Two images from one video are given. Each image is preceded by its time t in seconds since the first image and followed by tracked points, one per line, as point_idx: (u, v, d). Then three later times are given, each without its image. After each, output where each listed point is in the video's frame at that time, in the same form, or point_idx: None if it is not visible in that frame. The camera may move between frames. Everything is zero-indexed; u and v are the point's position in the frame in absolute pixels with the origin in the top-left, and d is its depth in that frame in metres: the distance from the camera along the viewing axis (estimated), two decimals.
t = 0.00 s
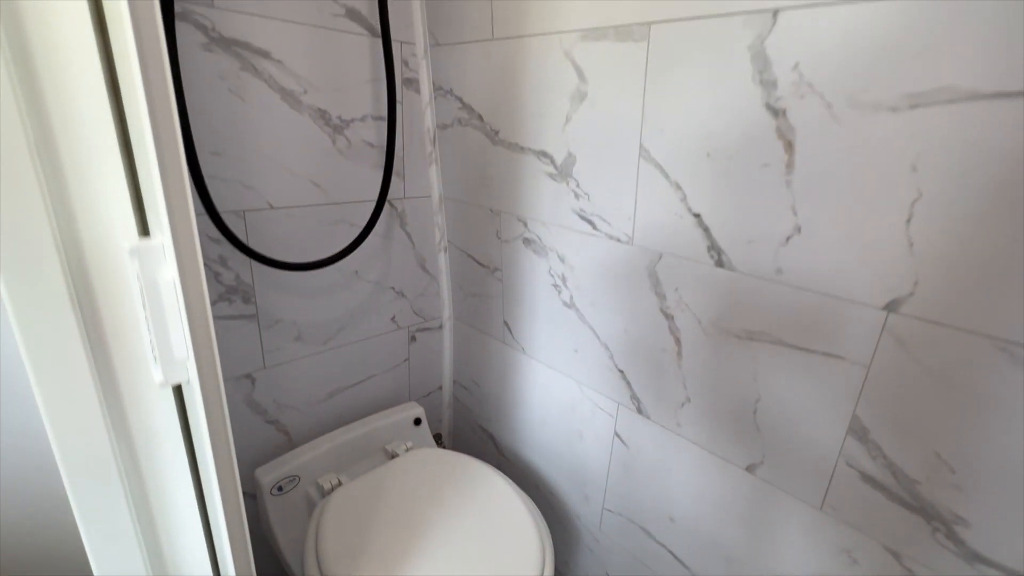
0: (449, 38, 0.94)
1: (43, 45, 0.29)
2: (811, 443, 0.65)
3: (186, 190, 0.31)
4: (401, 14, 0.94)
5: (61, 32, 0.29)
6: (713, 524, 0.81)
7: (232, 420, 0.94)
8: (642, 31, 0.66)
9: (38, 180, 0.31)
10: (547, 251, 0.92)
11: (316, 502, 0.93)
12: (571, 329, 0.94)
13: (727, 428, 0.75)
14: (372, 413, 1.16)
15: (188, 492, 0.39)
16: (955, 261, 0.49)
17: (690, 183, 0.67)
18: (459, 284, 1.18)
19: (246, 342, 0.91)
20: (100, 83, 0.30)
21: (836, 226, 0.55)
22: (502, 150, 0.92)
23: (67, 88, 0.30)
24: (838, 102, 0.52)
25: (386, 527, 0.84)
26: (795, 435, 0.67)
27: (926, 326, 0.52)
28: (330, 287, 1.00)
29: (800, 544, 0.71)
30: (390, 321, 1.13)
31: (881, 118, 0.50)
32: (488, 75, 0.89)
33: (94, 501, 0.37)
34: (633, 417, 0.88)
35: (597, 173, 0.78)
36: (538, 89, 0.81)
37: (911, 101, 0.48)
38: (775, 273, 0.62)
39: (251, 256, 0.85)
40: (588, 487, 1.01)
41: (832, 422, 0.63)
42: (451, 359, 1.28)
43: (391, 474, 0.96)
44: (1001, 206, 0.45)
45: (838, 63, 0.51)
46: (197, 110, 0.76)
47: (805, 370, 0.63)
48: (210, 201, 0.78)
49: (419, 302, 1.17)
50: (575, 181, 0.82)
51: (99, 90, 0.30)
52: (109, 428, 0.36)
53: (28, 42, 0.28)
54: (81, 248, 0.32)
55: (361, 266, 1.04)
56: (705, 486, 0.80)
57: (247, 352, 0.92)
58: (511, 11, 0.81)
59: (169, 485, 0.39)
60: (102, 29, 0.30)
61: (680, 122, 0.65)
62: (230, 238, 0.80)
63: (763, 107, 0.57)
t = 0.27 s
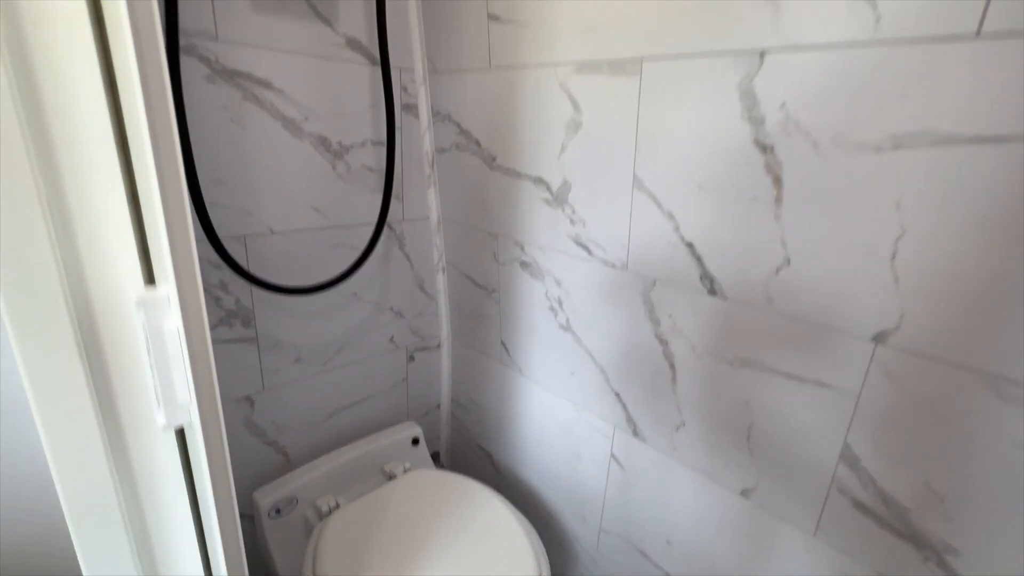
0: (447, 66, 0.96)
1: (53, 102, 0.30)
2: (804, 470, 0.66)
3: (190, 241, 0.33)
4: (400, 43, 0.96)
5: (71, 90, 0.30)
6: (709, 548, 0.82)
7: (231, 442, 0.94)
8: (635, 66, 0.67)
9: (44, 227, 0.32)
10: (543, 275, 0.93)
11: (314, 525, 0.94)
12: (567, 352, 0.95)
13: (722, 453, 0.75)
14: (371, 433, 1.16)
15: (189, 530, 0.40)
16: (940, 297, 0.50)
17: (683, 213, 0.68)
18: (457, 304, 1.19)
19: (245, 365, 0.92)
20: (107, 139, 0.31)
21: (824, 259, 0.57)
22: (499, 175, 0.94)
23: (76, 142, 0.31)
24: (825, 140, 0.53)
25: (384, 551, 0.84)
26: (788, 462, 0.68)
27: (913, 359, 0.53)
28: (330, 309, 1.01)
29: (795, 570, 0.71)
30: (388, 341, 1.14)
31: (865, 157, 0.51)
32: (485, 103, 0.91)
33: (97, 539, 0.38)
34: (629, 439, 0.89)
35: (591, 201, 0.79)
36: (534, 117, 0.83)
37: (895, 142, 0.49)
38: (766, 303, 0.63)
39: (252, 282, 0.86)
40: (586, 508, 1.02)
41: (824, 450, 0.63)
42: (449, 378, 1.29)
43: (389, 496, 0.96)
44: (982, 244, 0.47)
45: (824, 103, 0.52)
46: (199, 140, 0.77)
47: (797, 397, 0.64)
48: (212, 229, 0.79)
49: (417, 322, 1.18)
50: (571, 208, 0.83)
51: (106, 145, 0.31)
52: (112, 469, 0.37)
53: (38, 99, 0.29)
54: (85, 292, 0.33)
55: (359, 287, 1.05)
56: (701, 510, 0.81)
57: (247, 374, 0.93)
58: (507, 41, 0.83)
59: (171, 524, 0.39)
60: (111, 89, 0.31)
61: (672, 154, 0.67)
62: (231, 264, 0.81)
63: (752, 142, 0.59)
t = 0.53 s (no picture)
0: (447, 97, 0.99)
1: (76, 168, 0.32)
2: (798, 499, 0.67)
3: (199, 293, 0.34)
4: (401, 75, 0.99)
5: (92, 157, 0.32)
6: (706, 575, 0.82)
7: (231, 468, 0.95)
8: (629, 104, 0.69)
9: (65, 280, 0.34)
10: (541, 301, 0.94)
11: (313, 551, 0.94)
12: (565, 377, 0.96)
13: (718, 481, 0.76)
14: (370, 456, 1.17)
15: (192, 569, 0.41)
16: (925, 334, 0.51)
17: (677, 246, 0.70)
18: (456, 327, 1.20)
19: (247, 391, 0.93)
20: (124, 199, 0.33)
21: (814, 294, 0.58)
22: (498, 204, 0.96)
23: (95, 202, 0.33)
24: (811, 181, 0.55)
25: None
26: (783, 491, 0.68)
27: (901, 394, 0.54)
28: (331, 334, 1.03)
29: None
30: (388, 364, 1.15)
31: (851, 199, 0.53)
32: (484, 134, 0.93)
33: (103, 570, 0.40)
34: (626, 465, 0.90)
35: (588, 231, 0.81)
36: (532, 149, 0.85)
37: (878, 186, 0.51)
38: (759, 335, 0.65)
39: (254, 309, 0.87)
40: (584, 532, 1.02)
41: (817, 480, 0.64)
42: (448, 400, 1.30)
43: (388, 522, 0.97)
44: (964, 286, 0.48)
45: (810, 146, 0.54)
46: (206, 173, 0.79)
47: (790, 428, 0.65)
48: (216, 259, 0.80)
49: (417, 345, 1.19)
50: (568, 237, 0.85)
51: (123, 205, 0.33)
52: (120, 505, 0.39)
53: (63, 165, 0.32)
54: (100, 338, 0.36)
55: (360, 312, 1.06)
56: (699, 536, 0.81)
57: (248, 400, 0.94)
58: (505, 76, 0.85)
59: (174, 559, 0.41)
60: (130, 154, 0.33)
61: (666, 189, 0.69)
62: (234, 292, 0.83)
63: (742, 181, 0.61)
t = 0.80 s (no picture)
0: (448, 121, 1.00)
1: (95, 218, 0.33)
2: (795, 524, 0.68)
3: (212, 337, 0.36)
4: (403, 100, 1.01)
5: (111, 208, 0.33)
6: None
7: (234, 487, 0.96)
8: (626, 134, 0.71)
9: (82, 326, 0.35)
10: (541, 322, 0.96)
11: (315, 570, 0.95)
12: (565, 396, 0.97)
13: (716, 503, 0.77)
14: (371, 473, 1.18)
15: None
16: (915, 365, 0.53)
17: (674, 273, 0.71)
18: (457, 345, 1.21)
19: (251, 411, 0.95)
20: (141, 248, 0.34)
21: (806, 323, 0.60)
22: (498, 226, 0.97)
23: (113, 251, 0.34)
24: (803, 215, 0.56)
25: None
26: (779, 515, 0.69)
27: (893, 422, 0.56)
28: (333, 354, 1.04)
29: None
30: (390, 382, 1.16)
31: (841, 233, 0.54)
32: (484, 158, 0.95)
33: None
34: (626, 485, 0.90)
35: (587, 255, 0.83)
36: (532, 174, 0.87)
37: (867, 220, 0.52)
38: (754, 361, 0.66)
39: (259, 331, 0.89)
40: (584, 551, 1.03)
41: (813, 505, 0.65)
42: (449, 417, 1.30)
43: (389, 541, 0.97)
44: (952, 319, 0.49)
45: (801, 182, 0.56)
46: (213, 199, 0.81)
47: (785, 453, 0.66)
48: (222, 283, 0.82)
49: (418, 363, 1.20)
50: (567, 260, 0.86)
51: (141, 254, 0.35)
52: (132, 544, 0.39)
53: (85, 223, 0.33)
54: (116, 381, 0.36)
55: (362, 331, 1.08)
56: (697, 558, 0.82)
57: (251, 420, 0.95)
58: (505, 103, 0.87)
59: None
60: (147, 206, 0.34)
61: (662, 217, 0.70)
62: (239, 315, 0.84)
63: (736, 211, 0.62)
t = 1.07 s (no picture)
0: (450, 141, 1.02)
1: (114, 269, 0.34)
2: (792, 545, 0.68)
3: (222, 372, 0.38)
4: (406, 121, 1.02)
5: (131, 259, 0.34)
6: None
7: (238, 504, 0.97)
8: (625, 160, 0.73)
9: (101, 375, 0.35)
10: (542, 340, 0.97)
11: None
12: (566, 414, 0.98)
13: (715, 523, 0.77)
14: (374, 488, 1.18)
15: None
16: (909, 393, 0.54)
17: (672, 296, 0.72)
18: (459, 360, 1.22)
19: (255, 429, 0.96)
20: (158, 296, 0.35)
21: (802, 349, 0.61)
22: (500, 245, 0.99)
23: (131, 300, 0.35)
24: (798, 244, 0.58)
25: None
26: (778, 536, 0.70)
27: (888, 448, 0.56)
28: (336, 371, 1.05)
29: None
30: (392, 398, 1.17)
31: (835, 262, 0.56)
32: (486, 179, 0.97)
33: None
34: (626, 502, 0.91)
35: (587, 277, 0.84)
36: (533, 196, 0.88)
37: (860, 251, 0.54)
38: (752, 385, 0.67)
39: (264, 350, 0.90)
40: (584, 567, 1.03)
41: (810, 527, 0.66)
42: (451, 431, 1.31)
43: (391, 558, 0.98)
44: (944, 348, 0.51)
45: (797, 212, 0.57)
46: (220, 222, 0.83)
47: (783, 475, 0.67)
48: (228, 304, 0.83)
49: (420, 379, 1.21)
50: (568, 281, 0.88)
51: (158, 301, 0.35)
52: None
53: (103, 273, 0.34)
54: (133, 424, 0.37)
55: (365, 348, 1.09)
56: None
57: (255, 437, 0.96)
58: (506, 127, 0.89)
59: None
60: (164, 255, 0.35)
61: (661, 242, 0.72)
62: (244, 336, 0.86)
63: (733, 239, 0.64)
